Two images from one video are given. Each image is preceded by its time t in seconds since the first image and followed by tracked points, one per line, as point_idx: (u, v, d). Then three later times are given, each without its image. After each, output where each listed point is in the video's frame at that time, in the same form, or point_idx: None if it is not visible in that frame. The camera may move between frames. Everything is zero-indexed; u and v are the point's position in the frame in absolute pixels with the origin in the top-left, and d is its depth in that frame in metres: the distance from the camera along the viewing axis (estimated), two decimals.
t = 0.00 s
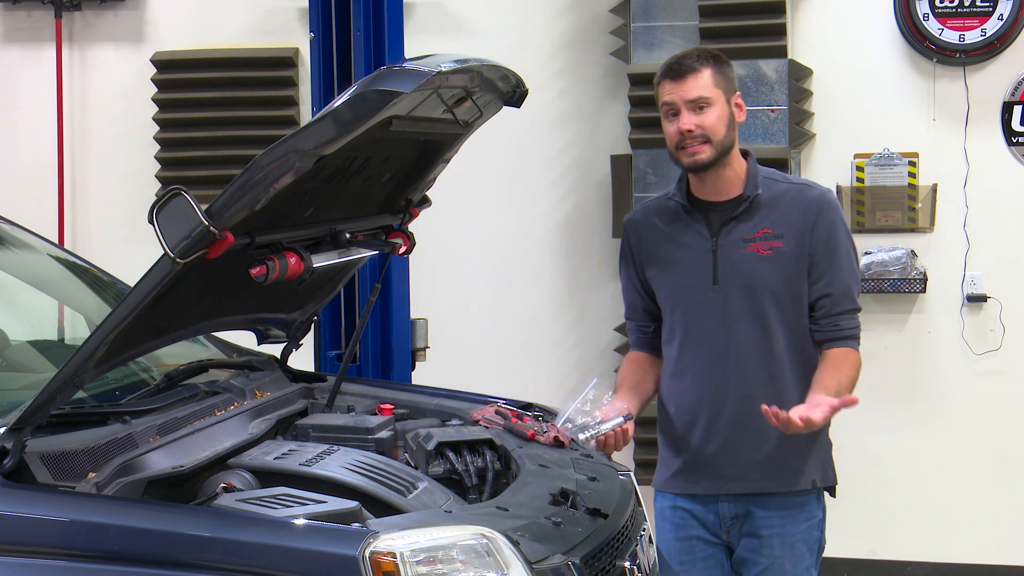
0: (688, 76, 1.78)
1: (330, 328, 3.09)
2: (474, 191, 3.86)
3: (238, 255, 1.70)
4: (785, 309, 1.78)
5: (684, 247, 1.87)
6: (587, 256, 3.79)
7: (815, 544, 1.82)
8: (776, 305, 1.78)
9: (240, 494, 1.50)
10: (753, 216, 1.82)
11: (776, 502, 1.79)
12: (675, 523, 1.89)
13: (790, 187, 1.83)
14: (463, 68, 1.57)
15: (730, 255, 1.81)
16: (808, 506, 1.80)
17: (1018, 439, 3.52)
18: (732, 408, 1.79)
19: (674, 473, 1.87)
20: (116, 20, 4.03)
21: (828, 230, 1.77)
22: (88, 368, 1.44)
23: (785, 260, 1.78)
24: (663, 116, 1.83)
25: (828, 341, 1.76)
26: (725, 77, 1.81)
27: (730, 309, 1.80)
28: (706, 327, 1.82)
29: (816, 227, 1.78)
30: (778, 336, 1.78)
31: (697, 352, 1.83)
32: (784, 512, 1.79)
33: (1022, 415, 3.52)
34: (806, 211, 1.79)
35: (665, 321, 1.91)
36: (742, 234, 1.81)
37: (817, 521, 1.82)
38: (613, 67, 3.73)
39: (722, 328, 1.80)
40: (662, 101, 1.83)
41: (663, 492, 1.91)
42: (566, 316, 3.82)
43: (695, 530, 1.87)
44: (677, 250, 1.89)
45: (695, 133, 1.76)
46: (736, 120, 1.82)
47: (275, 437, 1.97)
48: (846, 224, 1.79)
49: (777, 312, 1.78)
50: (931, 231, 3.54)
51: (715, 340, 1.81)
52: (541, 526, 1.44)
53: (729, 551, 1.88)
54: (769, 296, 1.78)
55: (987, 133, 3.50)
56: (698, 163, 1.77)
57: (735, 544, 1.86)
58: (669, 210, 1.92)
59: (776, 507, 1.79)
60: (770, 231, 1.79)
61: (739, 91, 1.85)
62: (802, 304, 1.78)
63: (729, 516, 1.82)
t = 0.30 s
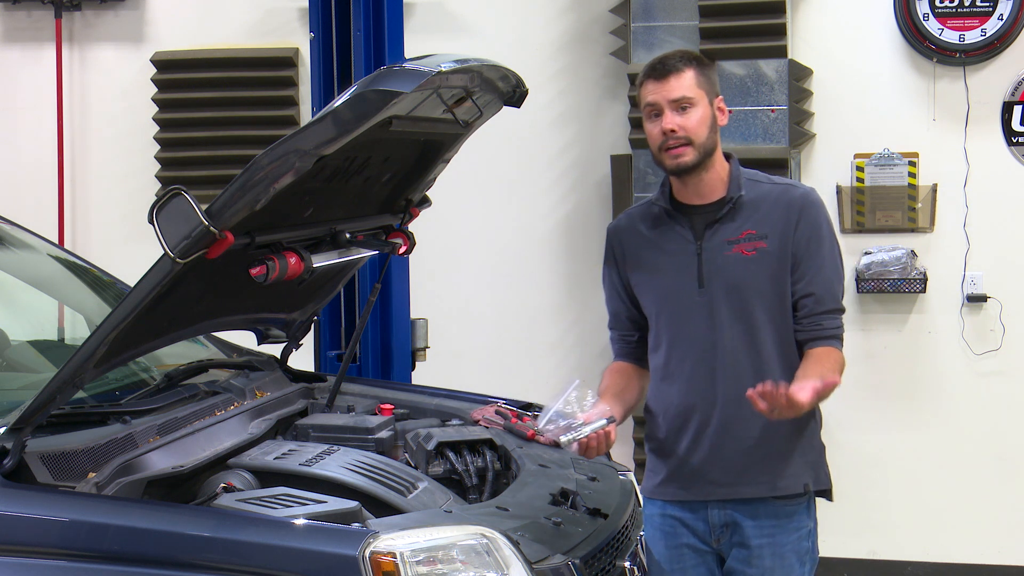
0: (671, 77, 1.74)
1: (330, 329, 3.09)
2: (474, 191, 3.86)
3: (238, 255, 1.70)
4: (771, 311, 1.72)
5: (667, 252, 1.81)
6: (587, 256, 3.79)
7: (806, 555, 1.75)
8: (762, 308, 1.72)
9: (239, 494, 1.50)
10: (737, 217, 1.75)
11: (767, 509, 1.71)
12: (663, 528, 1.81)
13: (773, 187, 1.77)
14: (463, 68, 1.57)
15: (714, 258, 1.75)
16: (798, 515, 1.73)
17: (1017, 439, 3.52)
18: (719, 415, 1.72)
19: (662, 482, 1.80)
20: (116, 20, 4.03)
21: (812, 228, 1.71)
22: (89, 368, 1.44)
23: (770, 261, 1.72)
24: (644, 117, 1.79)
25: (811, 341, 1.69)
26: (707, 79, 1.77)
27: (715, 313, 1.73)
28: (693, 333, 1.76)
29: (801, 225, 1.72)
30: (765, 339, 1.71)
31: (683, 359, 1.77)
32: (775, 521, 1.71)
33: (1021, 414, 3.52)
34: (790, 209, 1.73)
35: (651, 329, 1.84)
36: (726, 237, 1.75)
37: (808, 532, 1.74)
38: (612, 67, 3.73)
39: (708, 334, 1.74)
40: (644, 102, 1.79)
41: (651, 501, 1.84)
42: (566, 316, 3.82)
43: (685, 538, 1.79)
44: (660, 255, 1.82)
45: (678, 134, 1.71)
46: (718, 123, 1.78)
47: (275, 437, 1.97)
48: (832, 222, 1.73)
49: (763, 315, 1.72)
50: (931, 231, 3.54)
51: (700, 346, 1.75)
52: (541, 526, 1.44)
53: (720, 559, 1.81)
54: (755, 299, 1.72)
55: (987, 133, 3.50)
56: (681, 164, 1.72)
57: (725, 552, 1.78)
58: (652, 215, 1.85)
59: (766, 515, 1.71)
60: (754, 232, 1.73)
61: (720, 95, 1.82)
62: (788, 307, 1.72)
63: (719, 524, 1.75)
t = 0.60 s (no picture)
0: (664, 70, 1.77)
1: (330, 328, 3.09)
2: (474, 191, 3.86)
3: (238, 255, 1.71)
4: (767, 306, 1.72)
5: (661, 254, 1.80)
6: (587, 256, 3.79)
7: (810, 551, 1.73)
8: (758, 305, 1.72)
9: (240, 494, 1.50)
10: (729, 217, 1.76)
11: (770, 506, 1.70)
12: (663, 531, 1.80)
13: (762, 184, 1.78)
14: (463, 68, 1.57)
15: (709, 257, 1.75)
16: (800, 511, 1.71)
17: (1017, 439, 3.52)
18: (718, 415, 1.72)
19: (663, 483, 1.79)
20: (116, 20, 4.03)
21: (803, 223, 1.72)
22: (88, 368, 1.44)
23: (765, 257, 1.72)
24: (639, 112, 1.79)
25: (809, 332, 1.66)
26: (694, 77, 1.83)
27: (712, 313, 1.73)
28: (691, 334, 1.75)
29: (793, 220, 1.73)
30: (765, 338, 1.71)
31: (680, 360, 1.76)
32: (778, 518, 1.69)
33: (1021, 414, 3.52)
34: (781, 206, 1.74)
35: (644, 333, 1.83)
36: (719, 236, 1.75)
37: (809, 528, 1.73)
38: (612, 67, 3.73)
39: (705, 334, 1.74)
40: (636, 97, 1.80)
41: (651, 503, 1.83)
42: (566, 315, 3.82)
43: (686, 539, 1.78)
44: (653, 258, 1.82)
45: (680, 120, 1.72)
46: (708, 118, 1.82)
47: (275, 437, 1.97)
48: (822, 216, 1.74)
49: (760, 313, 1.72)
50: (931, 231, 3.54)
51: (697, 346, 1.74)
52: (542, 526, 1.44)
53: (721, 560, 1.79)
54: (752, 296, 1.72)
55: (987, 133, 3.50)
56: (686, 149, 1.71)
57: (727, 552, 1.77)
58: (642, 218, 1.85)
59: (768, 513, 1.70)
60: (747, 230, 1.73)
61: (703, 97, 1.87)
62: (783, 302, 1.72)
63: (720, 523, 1.73)
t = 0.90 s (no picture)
0: (681, 73, 1.75)
1: (330, 328, 3.09)
2: (474, 190, 3.86)
3: (238, 255, 1.71)
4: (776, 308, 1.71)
5: (669, 254, 1.79)
6: (587, 255, 3.79)
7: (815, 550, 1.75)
8: (767, 306, 1.71)
9: (239, 494, 1.50)
10: (739, 217, 1.75)
11: (777, 505, 1.70)
12: (669, 530, 1.79)
13: (772, 185, 1.77)
14: (463, 68, 1.57)
15: (718, 257, 1.74)
16: (807, 511, 1.72)
17: (1017, 439, 3.52)
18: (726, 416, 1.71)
19: (668, 483, 1.78)
20: (116, 20, 4.03)
21: (814, 225, 1.71)
22: (88, 368, 1.44)
23: (775, 259, 1.71)
24: (653, 115, 1.76)
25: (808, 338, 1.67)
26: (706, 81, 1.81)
27: (722, 314, 1.72)
28: (700, 335, 1.74)
29: (804, 222, 1.72)
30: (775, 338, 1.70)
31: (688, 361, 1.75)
32: (787, 519, 1.70)
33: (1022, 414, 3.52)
34: (792, 208, 1.73)
35: (651, 332, 1.82)
36: (729, 237, 1.74)
37: (815, 527, 1.74)
38: (612, 67, 3.73)
39: (715, 334, 1.73)
40: (651, 100, 1.77)
41: (656, 502, 1.82)
42: (566, 315, 3.82)
43: (692, 540, 1.77)
44: (661, 257, 1.80)
45: (699, 126, 1.70)
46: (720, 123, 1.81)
47: (275, 437, 1.97)
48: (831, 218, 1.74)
49: (770, 313, 1.71)
50: (931, 231, 3.54)
51: (705, 346, 1.73)
52: (542, 527, 1.44)
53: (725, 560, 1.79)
54: (762, 297, 1.71)
55: (986, 133, 3.50)
56: (704, 155, 1.69)
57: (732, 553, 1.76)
58: (650, 217, 1.83)
59: (777, 516, 1.70)
60: (758, 231, 1.72)
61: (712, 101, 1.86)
62: (791, 303, 1.72)
63: (728, 524, 1.73)
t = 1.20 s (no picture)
0: (709, 78, 1.77)
1: (330, 328, 3.09)
2: (475, 190, 3.86)
3: (238, 254, 1.71)
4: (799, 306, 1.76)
5: (695, 249, 1.83)
6: (587, 255, 3.79)
7: (825, 543, 1.83)
8: (791, 305, 1.76)
9: (239, 494, 1.50)
10: (768, 217, 1.79)
11: (791, 501, 1.77)
12: (683, 526, 1.84)
13: (801, 187, 1.81)
14: (463, 68, 1.57)
15: (746, 255, 1.78)
16: (819, 506, 1.80)
17: (1017, 438, 3.52)
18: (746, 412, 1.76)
19: (684, 477, 1.83)
20: (116, 20, 4.03)
21: (842, 229, 1.77)
22: (88, 368, 1.44)
23: (802, 259, 1.76)
24: (680, 118, 1.80)
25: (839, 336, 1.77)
26: (737, 81, 1.82)
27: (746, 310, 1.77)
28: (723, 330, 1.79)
29: (832, 225, 1.77)
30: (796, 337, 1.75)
31: (710, 355, 1.80)
32: (800, 514, 1.77)
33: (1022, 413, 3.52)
34: (820, 212, 1.78)
35: (672, 324, 1.86)
36: (757, 235, 1.79)
37: (826, 521, 1.81)
38: (613, 67, 3.73)
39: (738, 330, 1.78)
40: (679, 103, 1.80)
41: (670, 496, 1.87)
42: (567, 315, 3.82)
43: (707, 534, 1.83)
44: (686, 252, 1.84)
45: (722, 133, 1.74)
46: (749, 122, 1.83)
47: (275, 437, 1.97)
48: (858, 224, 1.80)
49: (793, 312, 1.76)
50: (931, 231, 3.54)
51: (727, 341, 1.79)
52: (541, 526, 1.44)
53: (736, 552, 1.86)
54: (787, 296, 1.76)
55: (986, 133, 3.51)
56: (726, 162, 1.75)
57: (745, 546, 1.83)
58: (678, 210, 1.87)
59: (790, 510, 1.77)
60: (785, 231, 1.77)
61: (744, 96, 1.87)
62: (817, 303, 1.77)
63: (743, 517, 1.79)
